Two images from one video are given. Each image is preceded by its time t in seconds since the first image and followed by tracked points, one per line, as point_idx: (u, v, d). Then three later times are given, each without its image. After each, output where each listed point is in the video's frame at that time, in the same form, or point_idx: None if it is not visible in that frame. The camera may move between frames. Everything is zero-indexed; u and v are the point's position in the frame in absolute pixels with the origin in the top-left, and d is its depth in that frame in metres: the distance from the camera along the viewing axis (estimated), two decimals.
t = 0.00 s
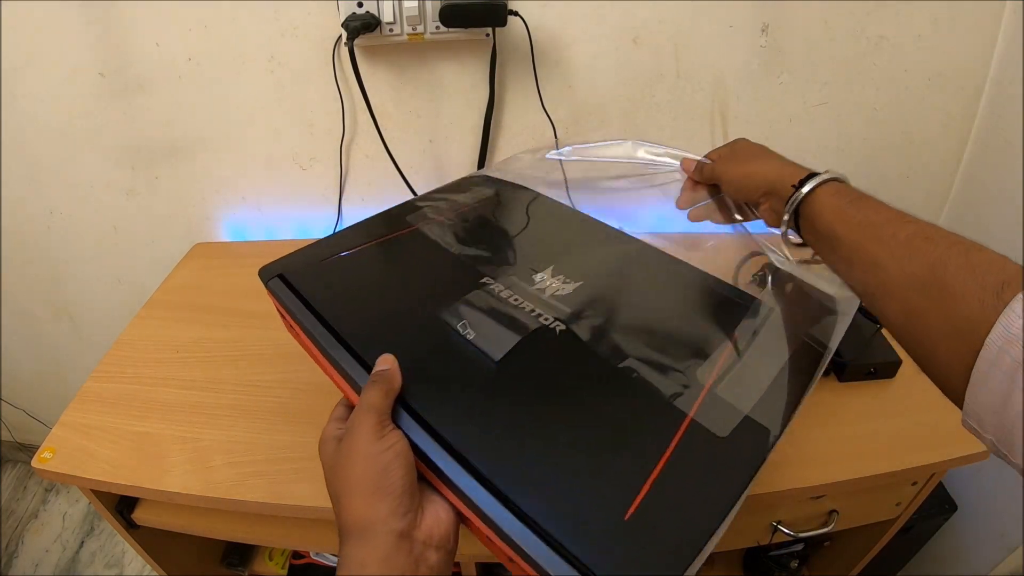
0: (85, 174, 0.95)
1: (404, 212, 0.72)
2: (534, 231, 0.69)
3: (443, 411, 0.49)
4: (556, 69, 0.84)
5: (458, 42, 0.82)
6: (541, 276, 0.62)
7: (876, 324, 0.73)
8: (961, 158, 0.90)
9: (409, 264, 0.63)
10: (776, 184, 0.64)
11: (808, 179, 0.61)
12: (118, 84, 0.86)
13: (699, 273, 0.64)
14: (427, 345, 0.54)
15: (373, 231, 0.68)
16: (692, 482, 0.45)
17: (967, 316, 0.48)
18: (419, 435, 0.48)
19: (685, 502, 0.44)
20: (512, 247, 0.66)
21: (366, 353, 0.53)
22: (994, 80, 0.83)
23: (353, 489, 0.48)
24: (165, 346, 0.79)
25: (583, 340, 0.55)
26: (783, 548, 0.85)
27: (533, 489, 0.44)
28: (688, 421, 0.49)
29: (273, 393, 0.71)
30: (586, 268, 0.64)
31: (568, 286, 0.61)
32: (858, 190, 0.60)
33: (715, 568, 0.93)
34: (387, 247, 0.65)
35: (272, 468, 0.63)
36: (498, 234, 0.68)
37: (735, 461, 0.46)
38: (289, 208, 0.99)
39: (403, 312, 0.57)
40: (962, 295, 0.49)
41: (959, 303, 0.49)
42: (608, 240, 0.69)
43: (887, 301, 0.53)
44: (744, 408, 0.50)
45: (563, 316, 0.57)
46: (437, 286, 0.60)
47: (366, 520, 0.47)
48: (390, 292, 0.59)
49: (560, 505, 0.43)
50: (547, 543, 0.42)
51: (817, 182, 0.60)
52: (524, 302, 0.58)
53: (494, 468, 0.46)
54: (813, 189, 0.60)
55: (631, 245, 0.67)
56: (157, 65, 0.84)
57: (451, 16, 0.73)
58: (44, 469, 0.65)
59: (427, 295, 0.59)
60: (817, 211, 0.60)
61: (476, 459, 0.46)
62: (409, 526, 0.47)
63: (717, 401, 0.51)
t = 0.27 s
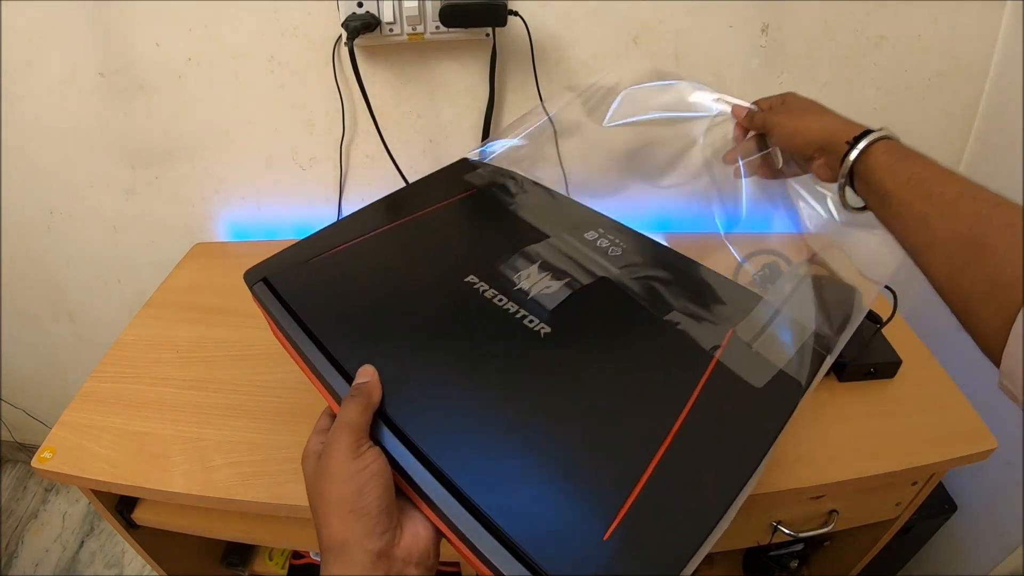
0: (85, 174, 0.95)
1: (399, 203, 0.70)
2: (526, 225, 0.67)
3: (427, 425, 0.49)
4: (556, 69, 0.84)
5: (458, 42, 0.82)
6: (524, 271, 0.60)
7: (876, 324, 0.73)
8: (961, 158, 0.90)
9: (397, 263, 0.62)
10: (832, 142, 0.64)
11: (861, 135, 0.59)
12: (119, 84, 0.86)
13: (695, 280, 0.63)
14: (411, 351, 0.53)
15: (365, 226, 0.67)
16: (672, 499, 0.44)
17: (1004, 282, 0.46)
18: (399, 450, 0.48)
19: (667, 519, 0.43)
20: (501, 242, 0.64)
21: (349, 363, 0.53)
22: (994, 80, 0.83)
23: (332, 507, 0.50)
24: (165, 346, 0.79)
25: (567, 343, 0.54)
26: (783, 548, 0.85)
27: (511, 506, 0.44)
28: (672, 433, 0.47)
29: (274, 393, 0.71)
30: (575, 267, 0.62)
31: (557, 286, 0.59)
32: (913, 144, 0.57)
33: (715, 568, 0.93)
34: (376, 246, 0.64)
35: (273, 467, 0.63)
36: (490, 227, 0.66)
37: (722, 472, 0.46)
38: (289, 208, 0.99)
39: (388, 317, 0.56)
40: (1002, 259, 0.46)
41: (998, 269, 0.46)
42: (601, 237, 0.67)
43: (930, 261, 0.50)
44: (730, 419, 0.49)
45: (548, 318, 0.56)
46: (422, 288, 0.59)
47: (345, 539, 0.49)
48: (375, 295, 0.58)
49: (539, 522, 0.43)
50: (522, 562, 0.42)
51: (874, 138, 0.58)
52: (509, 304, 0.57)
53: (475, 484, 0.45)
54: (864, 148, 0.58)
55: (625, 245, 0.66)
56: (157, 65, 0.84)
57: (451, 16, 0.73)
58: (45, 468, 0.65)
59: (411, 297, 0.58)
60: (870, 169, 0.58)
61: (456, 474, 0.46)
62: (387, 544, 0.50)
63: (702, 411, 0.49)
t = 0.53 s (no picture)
0: (85, 174, 0.95)
1: (372, 218, 0.72)
2: (495, 237, 0.68)
3: (404, 436, 0.50)
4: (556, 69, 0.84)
5: (458, 42, 0.82)
6: (494, 286, 0.62)
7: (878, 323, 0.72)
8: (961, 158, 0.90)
9: (369, 279, 0.63)
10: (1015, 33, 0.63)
11: None
12: (119, 84, 0.86)
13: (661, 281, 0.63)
14: (383, 366, 0.55)
15: (339, 244, 0.68)
16: (642, 501, 0.45)
17: None
18: (375, 462, 0.49)
19: (638, 521, 0.44)
20: (469, 255, 0.65)
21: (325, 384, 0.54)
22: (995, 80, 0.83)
23: (312, 526, 0.50)
24: (165, 346, 0.79)
25: (535, 356, 0.55)
26: (783, 548, 0.85)
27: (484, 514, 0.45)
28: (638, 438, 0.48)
29: (274, 393, 0.71)
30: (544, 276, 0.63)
31: (525, 299, 0.60)
32: None
33: (715, 568, 0.93)
34: (348, 262, 0.66)
35: (273, 467, 0.63)
36: (459, 241, 0.68)
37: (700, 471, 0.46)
38: (289, 208, 0.99)
39: (359, 334, 0.58)
40: None
41: None
42: (572, 244, 0.67)
43: None
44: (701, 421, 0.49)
45: (515, 331, 0.57)
46: (392, 303, 0.60)
47: (327, 556, 0.50)
48: (346, 311, 0.60)
49: (515, 529, 0.45)
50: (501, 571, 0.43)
51: None
52: (477, 319, 0.58)
53: (451, 494, 0.47)
54: None
55: (592, 252, 0.66)
56: (157, 64, 0.84)
57: (451, 16, 0.73)
58: (45, 469, 0.65)
59: (383, 312, 0.60)
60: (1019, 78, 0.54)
61: (432, 485, 0.47)
62: (370, 557, 0.51)
63: (670, 414, 0.50)
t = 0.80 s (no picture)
0: (86, 174, 0.95)
1: (352, 229, 0.71)
2: (473, 239, 0.68)
3: (386, 436, 0.51)
4: (555, 69, 0.84)
5: (457, 42, 0.82)
6: (472, 288, 0.62)
7: (876, 323, 0.72)
8: (961, 158, 0.90)
9: (349, 288, 0.63)
10: None
11: None
12: (119, 84, 0.86)
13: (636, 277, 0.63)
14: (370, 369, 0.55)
15: (318, 255, 0.69)
16: (619, 490, 0.46)
17: None
18: (357, 461, 0.50)
19: (617, 510, 0.45)
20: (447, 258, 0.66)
21: (312, 391, 0.55)
22: (995, 80, 0.82)
23: (302, 532, 0.50)
24: (165, 346, 0.79)
25: (513, 355, 0.55)
26: (783, 548, 0.85)
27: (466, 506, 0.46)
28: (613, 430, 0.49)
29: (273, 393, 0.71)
30: (524, 276, 0.63)
31: (503, 300, 0.60)
32: None
33: (715, 568, 0.93)
34: (329, 272, 0.66)
35: (272, 467, 0.63)
36: (439, 245, 0.68)
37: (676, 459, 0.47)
38: (288, 208, 0.99)
39: (341, 339, 0.58)
40: None
41: None
42: (550, 244, 0.68)
43: None
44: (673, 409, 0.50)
45: (494, 331, 0.57)
46: (374, 310, 0.61)
47: (318, 559, 0.49)
48: (327, 320, 0.60)
49: (498, 522, 0.45)
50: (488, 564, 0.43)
51: None
52: (456, 321, 0.59)
53: (431, 487, 0.47)
54: None
55: (568, 251, 0.66)
56: (158, 64, 0.84)
57: (451, 16, 0.73)
58: (44, 468, 0.65)
59: (366, 319, 0.60)
60: None
61: (415, 482, 0.48)
62: (360, 556, 0.50)
63: (646, 404, 0.50)
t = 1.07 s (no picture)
0: (86, 173, 0.95)
1: (341, 243, 0.72)
2: (460, 247, 0.69)
3: (380, 433, 0.51)
4: (556, 69, 0.84)
5: (457, 42, 0.82)
6: (461, 294, 0.63)
7: (876, 323, 0.72)
8: (961, 158, 0.90)
9: (341, 299, 0.64)
10: None
11: None
12: (118, 84, 0.86)
13: (619, 275, 0.64)
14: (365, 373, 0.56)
15: (308, 267, 0.69)
16: (609, 480, 0.46)
17: None
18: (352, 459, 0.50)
19: (608, 499, 0.45)
20: (436, 266, 0.67)
21: (308, 395, 0.55)
22: (995, 80, 0.82)
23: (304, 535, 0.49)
24: (165, 346, 0.79)
25: (502, 357, 0.56)
26: (784, 548, 0.85)
27: (458, 497, 0.46)
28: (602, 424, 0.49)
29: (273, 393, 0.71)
30: (512, 280, 0.64)
31: (491, 303, 0.61)
32: None
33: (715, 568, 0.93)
34: (320, 283, 0.67)
35: (272, 468, 0.63)
36: (427, 254, 0.69)
37: (665, 449, 0.47)
38: (288, 207, 0.99)
39: (333, 347, 0.59)
40: None
41: None
42: (537, 247, 0.69)
43: None
44: (660, 399, 0.50)
45: (483, 335, 0.58)
46: (365, 317, 0.61)
47: (321, 560, 0.48)
48: (318, 330, 0.61)
49: (491, 513, 0.45)
50: (483, 554, 0.44)
51: None
52: (447, 327, 0.59)
53: (424, 480, 0.48)
54: None
55: (551, 254, 0.67)
56: (157, 64, 0.84)
57: (451, 16, 0.73)
58: (44, 469, 0.65)
59: (358, 327, 0.61)
60: None
61: (408, 476, 0.48)
62: (364, 553, 0.49)
63: (634, 396, 0.51)
